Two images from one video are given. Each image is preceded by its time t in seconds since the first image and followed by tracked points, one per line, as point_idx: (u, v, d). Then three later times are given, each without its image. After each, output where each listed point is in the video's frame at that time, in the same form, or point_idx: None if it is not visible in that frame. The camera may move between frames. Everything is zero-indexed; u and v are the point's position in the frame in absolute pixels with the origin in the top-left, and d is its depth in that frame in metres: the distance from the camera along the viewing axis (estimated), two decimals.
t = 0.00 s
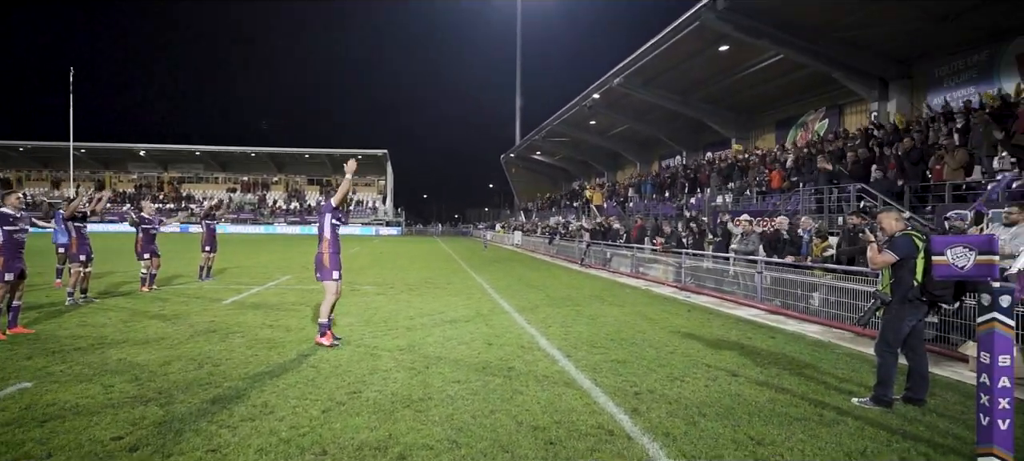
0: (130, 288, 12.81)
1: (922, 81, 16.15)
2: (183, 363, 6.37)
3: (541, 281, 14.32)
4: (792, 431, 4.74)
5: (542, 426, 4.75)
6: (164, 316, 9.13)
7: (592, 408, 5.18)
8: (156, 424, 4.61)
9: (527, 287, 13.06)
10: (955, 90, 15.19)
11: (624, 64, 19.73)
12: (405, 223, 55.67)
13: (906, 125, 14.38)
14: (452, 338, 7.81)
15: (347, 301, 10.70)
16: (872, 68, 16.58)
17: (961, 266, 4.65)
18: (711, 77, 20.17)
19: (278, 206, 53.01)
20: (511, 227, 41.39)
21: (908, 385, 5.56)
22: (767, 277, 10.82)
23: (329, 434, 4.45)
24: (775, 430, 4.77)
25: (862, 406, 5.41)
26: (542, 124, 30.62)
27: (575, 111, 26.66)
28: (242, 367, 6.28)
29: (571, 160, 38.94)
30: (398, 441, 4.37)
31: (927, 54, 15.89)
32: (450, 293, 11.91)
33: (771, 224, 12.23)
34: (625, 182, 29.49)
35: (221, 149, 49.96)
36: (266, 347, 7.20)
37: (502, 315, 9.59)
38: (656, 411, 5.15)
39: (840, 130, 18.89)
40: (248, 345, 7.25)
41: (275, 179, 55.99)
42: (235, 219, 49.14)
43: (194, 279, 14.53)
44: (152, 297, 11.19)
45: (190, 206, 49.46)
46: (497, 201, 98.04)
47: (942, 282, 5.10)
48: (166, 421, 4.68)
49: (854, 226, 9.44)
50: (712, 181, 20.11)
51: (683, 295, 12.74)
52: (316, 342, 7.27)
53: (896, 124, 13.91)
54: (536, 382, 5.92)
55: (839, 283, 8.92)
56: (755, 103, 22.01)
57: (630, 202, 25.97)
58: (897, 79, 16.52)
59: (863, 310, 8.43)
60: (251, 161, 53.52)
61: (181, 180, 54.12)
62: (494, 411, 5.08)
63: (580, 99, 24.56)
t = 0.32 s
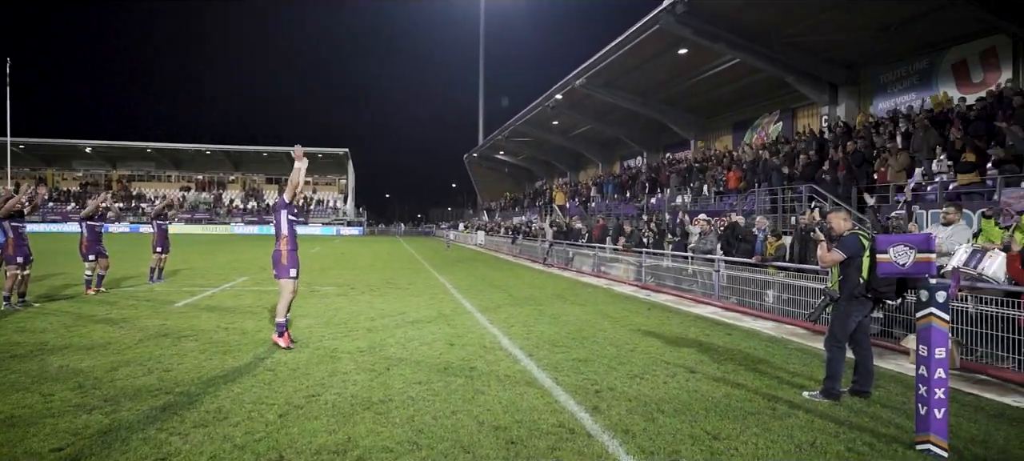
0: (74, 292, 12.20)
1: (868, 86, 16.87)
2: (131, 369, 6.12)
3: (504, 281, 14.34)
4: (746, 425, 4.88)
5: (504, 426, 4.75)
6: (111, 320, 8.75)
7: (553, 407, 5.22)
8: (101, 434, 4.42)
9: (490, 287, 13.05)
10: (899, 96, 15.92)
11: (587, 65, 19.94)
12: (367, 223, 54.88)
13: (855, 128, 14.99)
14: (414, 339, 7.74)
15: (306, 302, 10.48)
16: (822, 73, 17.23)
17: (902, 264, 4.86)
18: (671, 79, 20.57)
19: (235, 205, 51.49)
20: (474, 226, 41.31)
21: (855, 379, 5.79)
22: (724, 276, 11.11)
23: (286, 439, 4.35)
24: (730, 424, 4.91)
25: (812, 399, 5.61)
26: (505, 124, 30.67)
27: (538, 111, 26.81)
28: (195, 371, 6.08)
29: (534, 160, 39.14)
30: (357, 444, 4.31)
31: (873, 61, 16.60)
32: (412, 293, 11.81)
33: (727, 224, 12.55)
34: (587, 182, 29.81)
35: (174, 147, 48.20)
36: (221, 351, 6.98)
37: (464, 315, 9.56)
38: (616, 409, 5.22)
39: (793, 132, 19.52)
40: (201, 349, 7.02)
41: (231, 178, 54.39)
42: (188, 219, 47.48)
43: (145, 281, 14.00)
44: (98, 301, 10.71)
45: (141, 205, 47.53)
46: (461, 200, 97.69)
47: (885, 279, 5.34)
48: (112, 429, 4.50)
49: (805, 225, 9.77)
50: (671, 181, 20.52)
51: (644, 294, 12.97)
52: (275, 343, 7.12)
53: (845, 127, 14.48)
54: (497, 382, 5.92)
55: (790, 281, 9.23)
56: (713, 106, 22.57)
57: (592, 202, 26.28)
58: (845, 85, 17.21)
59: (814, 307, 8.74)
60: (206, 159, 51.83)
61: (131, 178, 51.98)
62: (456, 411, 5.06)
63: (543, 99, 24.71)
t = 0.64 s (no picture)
0: (21, 295, 11.66)
1: (825, 90, 17.42)
2: (82, 375, 5.89)
3: (473, 281, 14.31)
4: (708, 421, 4.97)
5: (470, 426, 4.74)
6: (60, 324, 8.39)
7: (519, 407, 5.23)
8: (48, 443, 4.23)
9: (458, 287, 13.01)
10: (854, 100, 16.47)
11: (554, 66, 20.06)
12: (333, 223, 54.06)
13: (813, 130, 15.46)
14: (380, 340, 7.66)
15: (269, 304, 10.25)
16: (782, 77, 17.71)
17: (856, 262, 5.05)
18: (638, 81, 20.86)
19: (195, 204, 50.05)
20: (442, 226, 41.11)
21: (812, 373, 5.97)
22: (688, 275, 11.31)
23: (246, 444, 4.25)
24: (693, 420, 4.99)
25: (772, 394, 5.76)
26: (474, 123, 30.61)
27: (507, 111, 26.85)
28: (151, 376, 5.89)
29: (502, 160, 39.18)
30: (320, 448, 4.23)
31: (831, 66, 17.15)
32: (378, 294, 11.68)
33: (692, 223, 12.79)
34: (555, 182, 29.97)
35: (131, 144, 46.54)
36: (179, 354, 6.77)
37: (431, 315, 9.50)
38: (582, 407, 5.26)
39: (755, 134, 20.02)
40: (158, 353, 6.80)
41: (192, 176, 52.87)
42: (146, 219, 45.92)
43: (100, 283, 13.49)
44: (47, 304, 10.25)
45: (95, 204, 45.73)
46: (430, 200, 97.11)
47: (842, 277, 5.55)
48: (61, 438, 4.32)
49: (766, 225, 10.02)
50: (638, 181, 20.80)
51: (610, 292, 13.11)
52: (234, 349, 6.92)
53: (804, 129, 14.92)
54: (464, 383, 5.90)
55: (752, 279, 9.46)
56: (678, 107, 22.97)
57: (560, 202, 26.45)
58: (804, 88, 17.74)
59: (774, 304, 8.97)
60: (165, 157, 50.24)
61: (84, 176, 49.99)
62: (421, 412, 5.02)
63: (512, 99, 24.74)
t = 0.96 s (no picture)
0: None
1: (787, 93, 17.90)
2: (31, 382, 5.65)
3: (442, 281, 14.26)
4: (674, 418, 5.05)
5: (438, 427, 4.71)
6: (9, 329, 8.03)
7: (487, 407, 5.23)
8: None
9: (427, 287, 12.94)
10: (814, 103, 16.97)
11: (524, 67, 20.12)
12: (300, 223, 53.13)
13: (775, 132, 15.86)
14: (346, 341, 7.55)
15: (232, 306, 10.01)
16: (747, 80, 18.10)
17: (815, 260, 5.23)
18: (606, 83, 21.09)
19: (155, 204, 48.53)
20: (412, 226, 40.82)
21: (774, 369, 6.12)
22: (655, 274, 11.49)
23: (207, 450, 4.15)
24: (659, 417, 5.07)
25: (736, 390, 5.88)
26: (444, 123, 30.47)
27: (476, 111, 26.81)
28: (106, 382, 5.69)
29: (472, 159, 39.13)
30: (284, 452, 4.16)
31: (792, 71, 17.66)
32: (346, 295, 11.53)
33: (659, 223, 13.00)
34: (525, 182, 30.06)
35: (86, 142, 44.86)
36: (136, 359, 6.55)
37: (399, 316, 9.42)
38: (550, 406, 5.29)
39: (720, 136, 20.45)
40: (114, 358, 6.57)
41: (152, 175, 51.24)
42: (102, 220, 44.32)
43: (51, 286, 12.96)
44: None
45: (47, 204, 43.90)
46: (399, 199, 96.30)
47: (801, 276, 5.71)
48: (8, 449, 4.13)
49: (730, 224, 10.25)
50: (607, 181, 21.02)
51: (579, 292, 13.22)
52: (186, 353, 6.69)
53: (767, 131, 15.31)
54: (432, 383, 5.87)
55: (717, 278, 9.66)
56: (646, 109, 23.31)
57: (529, 202, 26.55)
58: (767, 91, 18.19)
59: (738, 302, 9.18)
60: (122, 155, 48.58)
61: (36, 175, 47.97)
62: (389, 414, 4.98)
63: (481, 99, 24.72)
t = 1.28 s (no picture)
0: None
1: (748, 96, 18.37)
2: None
3: (409, 281, 14.14)
4: (637, 416, 5.13)
5: (403, 429, 4.69)
6: None
7: (453, 407, 5.22)
8: None
9: (393, 288, 12.81)
10: (774, 107, 17.43)
11: (492, 67, 20.13)
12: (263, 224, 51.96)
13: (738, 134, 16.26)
14: (310, 344, 7.43)
15: (190, 309, 9.74)
16: (710, 84, 18.48)
17: (772, 260, 5.34)
18: (574, 84, 21.26)
19: (109, 204, 46.77)
20: (379, 226, 40.36)
21: (734, 365, 6.28)
22: (621, 273, 11.63)
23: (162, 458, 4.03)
24: (623, 415, 5.15)
25: (698, 387, 6.02)
26: (412, 122, 30.25)
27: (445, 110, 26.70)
28: (54, 390, 5.46)
29: (440, 159, 38.96)
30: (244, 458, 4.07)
31: (753, 75, 18.12)
32: (310, 296, 11.34)
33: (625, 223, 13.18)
34: (494, 182, 30.06)
35: (34, 138, 42.95)
36: (88, 365, 6.31)
37: (365, 317, 9.31)
38: (516, 406, 5.31)
39: (685, 137, 20.84)
40: (63, 365, 6.31)
41: (106, 174, 49.37)
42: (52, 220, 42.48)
43: None
44: None
45: None
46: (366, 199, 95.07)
47: (760, 274, 5.87)
48: None
49: (694, 224, 10.47)
50: (574, 181, 21.19)
51: (547, 292, 13.29)
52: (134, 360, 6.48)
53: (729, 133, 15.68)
54: (398, 385, 5.83)
55: (681, 277, 9.85)
56: (613, 110, 23.60)
57: (497, 202, 26.59)
58: (729, 95, 18.62)
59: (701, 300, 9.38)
60: (74, 152, 46.68)
61: None
62: (353, 417, 4.92)
63: (449, 99, 24.64)
